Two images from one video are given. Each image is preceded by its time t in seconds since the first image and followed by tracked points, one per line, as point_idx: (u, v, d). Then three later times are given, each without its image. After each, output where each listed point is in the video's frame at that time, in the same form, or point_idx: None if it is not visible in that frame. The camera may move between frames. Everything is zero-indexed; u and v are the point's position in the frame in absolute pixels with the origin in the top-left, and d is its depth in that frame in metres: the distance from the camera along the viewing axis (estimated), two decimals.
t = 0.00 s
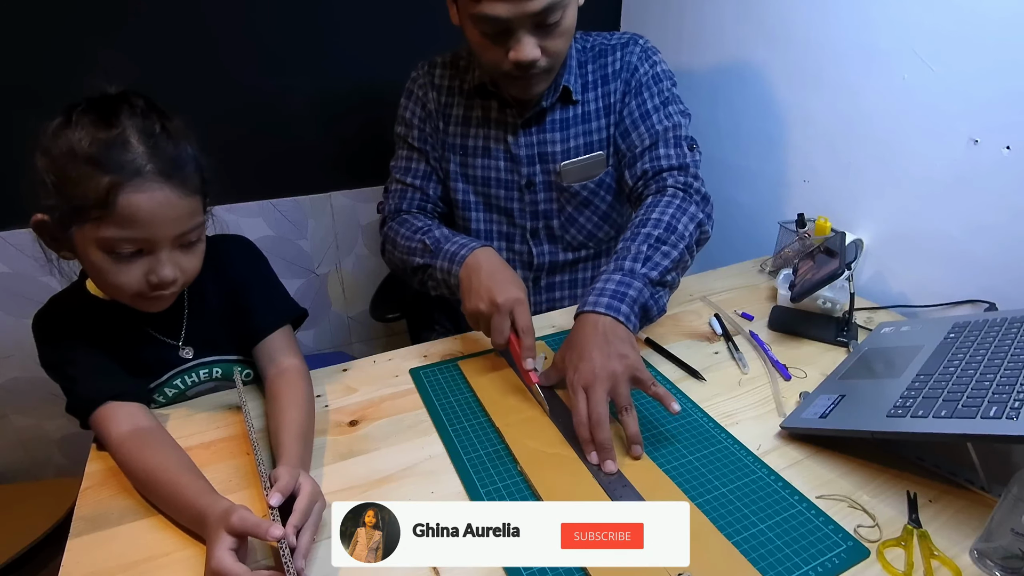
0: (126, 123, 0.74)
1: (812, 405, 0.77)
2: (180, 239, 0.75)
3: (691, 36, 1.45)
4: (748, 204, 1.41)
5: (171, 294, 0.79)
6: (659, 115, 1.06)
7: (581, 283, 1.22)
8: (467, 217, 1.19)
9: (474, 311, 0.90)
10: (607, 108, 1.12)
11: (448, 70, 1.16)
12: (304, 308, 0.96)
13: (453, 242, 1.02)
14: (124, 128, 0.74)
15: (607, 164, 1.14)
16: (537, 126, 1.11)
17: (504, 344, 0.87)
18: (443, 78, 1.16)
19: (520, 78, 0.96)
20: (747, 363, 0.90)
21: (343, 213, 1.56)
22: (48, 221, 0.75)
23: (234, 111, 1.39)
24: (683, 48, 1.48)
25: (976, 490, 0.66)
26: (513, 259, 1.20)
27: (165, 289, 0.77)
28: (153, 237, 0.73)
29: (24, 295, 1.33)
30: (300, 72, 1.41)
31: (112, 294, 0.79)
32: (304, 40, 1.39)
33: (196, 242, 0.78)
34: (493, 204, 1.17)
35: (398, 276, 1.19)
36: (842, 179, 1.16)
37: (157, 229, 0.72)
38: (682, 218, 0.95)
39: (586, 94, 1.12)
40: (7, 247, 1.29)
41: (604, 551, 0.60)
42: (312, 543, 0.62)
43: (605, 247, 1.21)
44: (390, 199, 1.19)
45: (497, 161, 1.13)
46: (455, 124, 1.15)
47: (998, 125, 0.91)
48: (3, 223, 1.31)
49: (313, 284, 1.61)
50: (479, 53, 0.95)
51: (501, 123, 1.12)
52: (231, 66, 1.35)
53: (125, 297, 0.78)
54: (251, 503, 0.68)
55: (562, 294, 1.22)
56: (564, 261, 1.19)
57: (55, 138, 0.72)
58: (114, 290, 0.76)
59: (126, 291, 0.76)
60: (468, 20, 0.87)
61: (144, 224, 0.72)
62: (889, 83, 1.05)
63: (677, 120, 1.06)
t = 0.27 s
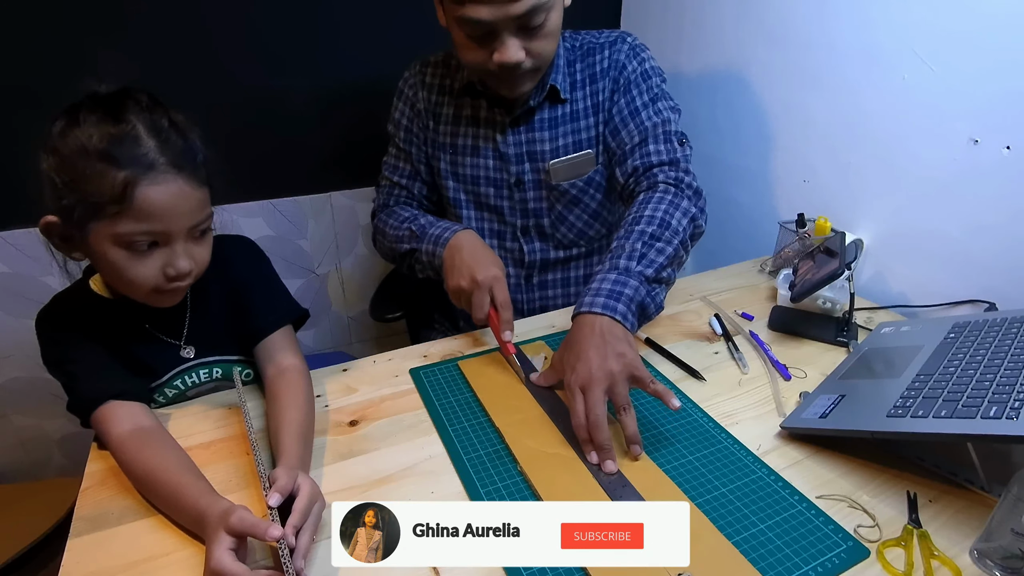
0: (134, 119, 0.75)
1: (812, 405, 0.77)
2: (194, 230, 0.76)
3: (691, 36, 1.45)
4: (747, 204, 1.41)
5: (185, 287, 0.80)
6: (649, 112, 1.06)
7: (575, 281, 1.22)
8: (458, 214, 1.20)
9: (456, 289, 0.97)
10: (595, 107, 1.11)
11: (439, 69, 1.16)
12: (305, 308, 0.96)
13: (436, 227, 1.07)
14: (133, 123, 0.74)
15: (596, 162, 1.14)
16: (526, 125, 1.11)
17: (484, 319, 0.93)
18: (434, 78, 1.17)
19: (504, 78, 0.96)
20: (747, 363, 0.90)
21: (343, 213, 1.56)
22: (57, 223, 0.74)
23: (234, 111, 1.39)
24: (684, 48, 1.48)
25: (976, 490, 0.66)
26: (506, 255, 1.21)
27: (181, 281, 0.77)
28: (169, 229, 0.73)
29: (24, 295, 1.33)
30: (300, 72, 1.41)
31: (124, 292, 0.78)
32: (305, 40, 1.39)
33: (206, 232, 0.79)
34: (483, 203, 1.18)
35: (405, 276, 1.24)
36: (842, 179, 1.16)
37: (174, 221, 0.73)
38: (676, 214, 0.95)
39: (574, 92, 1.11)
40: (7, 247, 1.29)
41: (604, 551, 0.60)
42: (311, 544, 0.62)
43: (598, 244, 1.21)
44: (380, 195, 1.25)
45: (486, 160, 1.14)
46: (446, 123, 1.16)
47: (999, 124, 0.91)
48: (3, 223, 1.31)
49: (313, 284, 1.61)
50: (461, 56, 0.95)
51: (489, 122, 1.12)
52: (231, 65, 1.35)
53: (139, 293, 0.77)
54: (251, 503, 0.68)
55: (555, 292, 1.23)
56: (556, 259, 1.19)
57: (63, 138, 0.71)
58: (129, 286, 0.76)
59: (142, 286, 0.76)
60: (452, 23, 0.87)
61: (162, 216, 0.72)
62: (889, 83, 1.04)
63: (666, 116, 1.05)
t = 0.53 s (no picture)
0: (137, 116, 0.75)
1: (812, 405, 0.77)
2: (199, 224, 0.76)
3: (691, 37, 1.45)
4: (747, 204, 1.41)
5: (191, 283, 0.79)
6: (641, 111, 1.06)
7: (570, 281, 1.22)
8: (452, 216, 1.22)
9: (446, 273, 1.05)
10: (586, 108, 1.12)
11: (429, 74, 1.17)
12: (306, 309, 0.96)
13: (429, 220, 1.15)
14: (135, 120, 0.74)
15: (588, 163, 1.13)
16: (516, 128, 1.12)
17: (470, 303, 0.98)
18: (424, 83, 1.18)
19: (489, 84, 0.96)
20: (747, 363, 0.90)
21: (343, 213, 1.56)
22: (62, 222, 0.74)
23: (234, 111, 1.39)
24: (683, 49, 1.48)
25: (976, 490, 0.66)
26: (499, 257, 1.22)
27: (187, 276, 0.77)
28: (175, 224, 0.74)
29: (24, 295, 1.33)
30: (300, 72, 1.41)
31: (130, 290, 0.78)
32: (305, 39, 1.39)
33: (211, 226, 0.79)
34: (476, 206, 1.19)
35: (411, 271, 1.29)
36: (842, 179, 1.16)
37: (180, 214, 0.73)
38: (671, 212, 0.94)
39: (565, 94, 1.11)
40: (8, 247, 1.29)
41: (604, 552, 0.60)
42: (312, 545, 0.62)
43: (592, 245, 1.21)
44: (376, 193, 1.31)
45: (476, 163, 1.15)
46: (436, 128, 1.17)
47: (998, 124, 0.91)
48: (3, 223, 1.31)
49: (313, 284, 1.61)
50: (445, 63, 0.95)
51: (478, 126, 1.13)
52: (231, 65, 1.36)
53: (145, 291, 0.77)
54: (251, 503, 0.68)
55: (551, 292, 1.23)
56: (549, 259, 1.20)
57: (66, 136, 0.71)
58: (135, 283, 0.76)
59: (149, 282, 0.75)
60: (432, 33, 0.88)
61: (168, 210, 0.73)
62: (889, 83, 1.04)
63: (659, 115, 1.05)
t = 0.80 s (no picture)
0: (136, 115, 0.75)
1: (812, 405, 0.77)
2: (203, 221, 0.77)
3: (691, 37, 1.45)
4: (747, 204, 1.41)
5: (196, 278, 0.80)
6: (642, 113, 1.06)
7: (568, 282, 1.23)
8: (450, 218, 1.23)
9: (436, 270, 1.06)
10: (585, 109, 1.12)
11: (427, 76, 1.18)
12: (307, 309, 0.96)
13: (423, 218, 1.17)
14: (135, 118, 0.74)
15: (586, 164, 1.13)
16: (513, 129, 1.12)
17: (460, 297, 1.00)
18: (422, 85, 1.18)
19: (486, 85, 0.96)
20: (747, 363, 0.90)
21: (343, 213, 1.56)
22: (66, 224, 0.74)
23: (234, 111, 1.39)
24: (683, 49, 1.49)
25: (976, 490, 0.66)
26: (496, 257, 1.22)
27: (194, 272, 0.77)
28: (180, 221, 0.74)
29: (24, 295, 1.33)
30: (300, 72, 1.41)
31: (135, 289, 0.78)
32: (305, 40, 1.39)
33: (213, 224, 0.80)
34: (473, 207, 1.19)
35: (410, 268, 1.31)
36: (842, 179, 1.16)
37: (185, 212, 0.74)
38: (674, 214, 0.95)
39: (564, 95, 1.11)
40: (8, 247, 1.29)
41: (605, 552, 0.60)
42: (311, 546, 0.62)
43: (589, 246, 1.21)
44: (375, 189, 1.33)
45: (473, 164, 1.15)
46: (433, 131, 1.18)
47: (998, 124, 0.91)
48: (3, 223, 1.31)
49: (313, 284, 1.61)
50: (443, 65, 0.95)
51: (475, 127, 1.14)
52: (232, 65, 1.36)
53: (153, 289, 0.78)
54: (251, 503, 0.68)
55: (549, 293, 1.23)
56: (546, 260, 1.19)
57: (65, 138, 0.71)
58: (143, 282, 0.76)
59: (157, 280, 0.76)
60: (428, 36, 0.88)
61: (173, 208, 0.73)
62: (889, 83, 1.04)
63: (660, 117, 1.05)
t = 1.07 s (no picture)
0: (135, 116, 0.75)
1: (812, 405, 0.77)
2: (205, 221, 0.77)
3: (691, 37, 1.45)
4: (747, 205, 1.41)
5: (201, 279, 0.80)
6: (656, 118, 1.08)
7: (578, 285, 1.23)
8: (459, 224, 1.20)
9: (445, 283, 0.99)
10: (598, 112, 1.12)
11: (434, 80, 1.16)
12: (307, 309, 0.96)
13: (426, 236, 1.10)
14: (134, 120, 0.75)
15: (598, 167, 1.14)
16: (525, 132, 1.11)
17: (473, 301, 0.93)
18: (429, 90, 1.16)
19: (498, 84, 0.96)
20: (747, 363, 0.90)
21: (343, 213, 1.56)
22: (67, 229, 0.74)
23: (234, 111, 1.39)
24: (683, 49, 1.49)
25: (976, 490, 0.66)
26: (506, 260, 1.21)
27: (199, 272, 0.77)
28: (184, 221, 0.74)
29: (23, 295, 1.33)
30: (300, 72, 1.41)
31: (142, 292, 0.78)
32: (304, 40, 1.39)
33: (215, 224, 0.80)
34: (484, 211, 1.17)
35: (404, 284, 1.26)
36: (842, 179, 1.16)
37: (188, 212, 0.74)
38: (687, 221, 0.97)
39: (576, 98, 1.11)
40: (8, 247, 1.29)
41: (606, 553, 0.60)
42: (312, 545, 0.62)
43: (599, 248, 1.22)
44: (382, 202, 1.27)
45: (484, 168, 1.13)
46: (442, 135, 1.16)
47: (998, 124, 0.91)
48: (3, 223, 1.31)
49: (313, 284, 1.61)
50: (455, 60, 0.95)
51: (487, 130, 1.12)
52: (231, 65, 1.36)
53: (158, 291, 0.77)
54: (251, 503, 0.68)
55: (558, 296, 1.23)
56: (557, 264, 1.19)
57: (65, 140, 0.71)
58: (148, 285, 0.76)
59: (161, 282, 0.76)
60: (443, 29, 0.88)
61: (176, 208, 0.73)
62: (889, 83, 1.04)
63: (673, 123, 1.08)
